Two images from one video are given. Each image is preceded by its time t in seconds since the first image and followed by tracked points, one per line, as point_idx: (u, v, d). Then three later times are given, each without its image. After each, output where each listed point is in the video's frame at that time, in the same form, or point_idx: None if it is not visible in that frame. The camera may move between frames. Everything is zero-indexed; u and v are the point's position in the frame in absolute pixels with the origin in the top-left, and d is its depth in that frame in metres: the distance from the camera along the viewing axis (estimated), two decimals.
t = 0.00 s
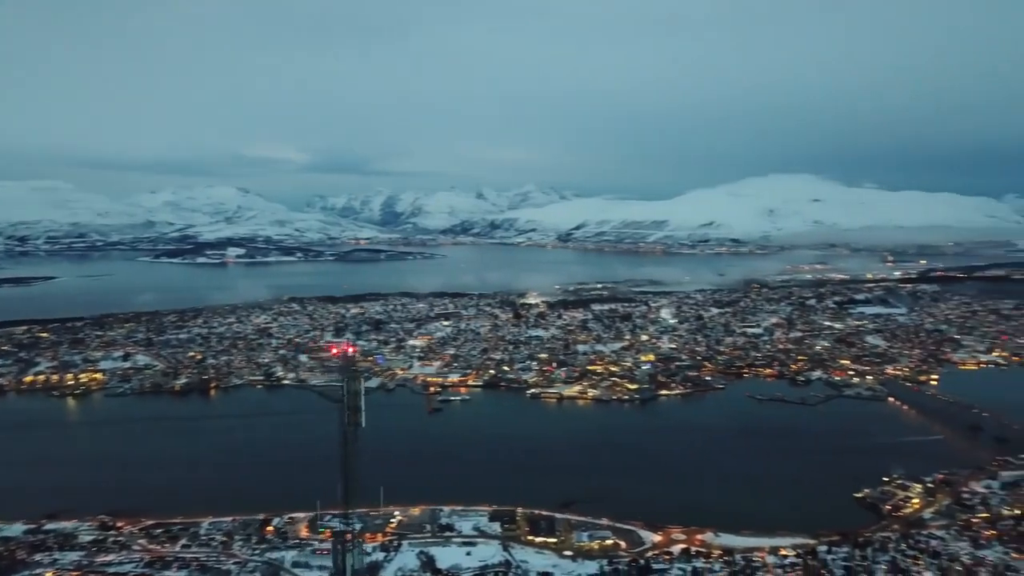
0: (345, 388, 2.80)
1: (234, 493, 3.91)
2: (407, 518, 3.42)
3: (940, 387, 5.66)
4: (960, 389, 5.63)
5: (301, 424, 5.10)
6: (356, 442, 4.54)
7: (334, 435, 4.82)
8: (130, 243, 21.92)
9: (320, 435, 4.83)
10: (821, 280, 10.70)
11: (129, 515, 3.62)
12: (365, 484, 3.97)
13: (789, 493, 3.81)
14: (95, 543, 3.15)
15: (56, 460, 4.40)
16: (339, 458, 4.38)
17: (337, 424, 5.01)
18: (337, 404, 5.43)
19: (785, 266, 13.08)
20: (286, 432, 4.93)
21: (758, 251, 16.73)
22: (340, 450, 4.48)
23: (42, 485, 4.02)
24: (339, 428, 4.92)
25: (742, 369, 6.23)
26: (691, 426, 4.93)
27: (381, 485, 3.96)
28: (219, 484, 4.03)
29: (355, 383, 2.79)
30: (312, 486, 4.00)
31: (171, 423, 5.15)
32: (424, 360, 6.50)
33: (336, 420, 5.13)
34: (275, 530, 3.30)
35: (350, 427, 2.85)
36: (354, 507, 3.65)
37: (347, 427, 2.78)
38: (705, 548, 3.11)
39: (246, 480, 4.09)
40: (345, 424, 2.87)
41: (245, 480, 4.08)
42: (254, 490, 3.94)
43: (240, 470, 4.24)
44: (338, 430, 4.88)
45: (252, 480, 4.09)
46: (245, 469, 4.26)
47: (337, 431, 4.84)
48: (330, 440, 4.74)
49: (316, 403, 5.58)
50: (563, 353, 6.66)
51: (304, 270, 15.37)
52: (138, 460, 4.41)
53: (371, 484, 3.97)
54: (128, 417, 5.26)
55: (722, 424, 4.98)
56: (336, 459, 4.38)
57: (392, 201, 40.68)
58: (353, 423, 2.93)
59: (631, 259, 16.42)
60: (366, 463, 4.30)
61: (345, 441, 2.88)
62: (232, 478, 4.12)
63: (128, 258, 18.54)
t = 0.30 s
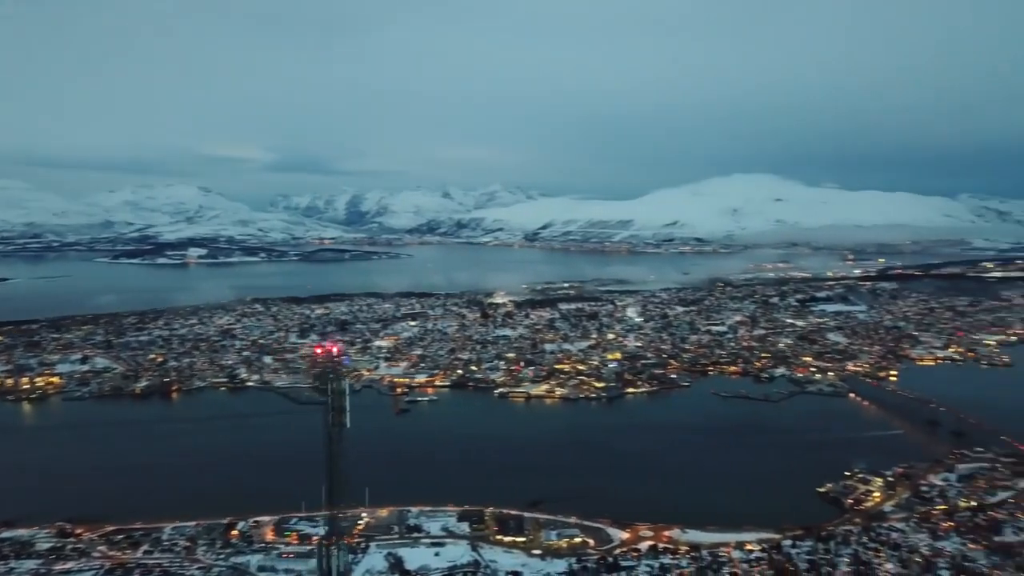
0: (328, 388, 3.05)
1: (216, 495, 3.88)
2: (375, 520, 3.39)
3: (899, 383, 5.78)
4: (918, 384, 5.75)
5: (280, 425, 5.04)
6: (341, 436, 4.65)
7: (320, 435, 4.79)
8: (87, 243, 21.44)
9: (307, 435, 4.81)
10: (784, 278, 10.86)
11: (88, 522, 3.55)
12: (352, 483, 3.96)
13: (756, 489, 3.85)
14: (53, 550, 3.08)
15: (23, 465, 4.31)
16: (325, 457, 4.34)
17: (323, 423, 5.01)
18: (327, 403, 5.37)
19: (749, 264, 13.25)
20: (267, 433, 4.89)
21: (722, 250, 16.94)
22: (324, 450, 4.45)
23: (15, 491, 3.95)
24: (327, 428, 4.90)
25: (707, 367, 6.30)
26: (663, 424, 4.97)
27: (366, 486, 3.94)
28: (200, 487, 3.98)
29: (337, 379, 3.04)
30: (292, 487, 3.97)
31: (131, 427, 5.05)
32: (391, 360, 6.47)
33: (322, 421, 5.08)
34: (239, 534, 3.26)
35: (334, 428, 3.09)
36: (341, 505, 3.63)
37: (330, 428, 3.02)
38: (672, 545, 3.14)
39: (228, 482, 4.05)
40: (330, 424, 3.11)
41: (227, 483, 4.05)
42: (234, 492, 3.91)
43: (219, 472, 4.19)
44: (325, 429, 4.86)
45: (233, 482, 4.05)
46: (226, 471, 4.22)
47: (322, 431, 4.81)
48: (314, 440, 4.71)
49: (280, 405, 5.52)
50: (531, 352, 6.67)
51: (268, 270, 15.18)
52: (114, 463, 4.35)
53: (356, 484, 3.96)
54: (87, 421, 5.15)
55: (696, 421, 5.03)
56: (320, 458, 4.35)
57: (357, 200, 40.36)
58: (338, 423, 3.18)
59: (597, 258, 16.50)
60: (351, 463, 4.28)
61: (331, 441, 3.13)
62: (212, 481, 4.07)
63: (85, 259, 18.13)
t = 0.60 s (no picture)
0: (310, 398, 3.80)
1: (193, 498, 3.84)
2: (337, 522, 3.36)
3: (854, 379, 5.91)
4: (872, 380, 5.89)
5: (258, 428, 4.96)
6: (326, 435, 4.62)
7: (303, 437, 4.75)
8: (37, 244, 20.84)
9: (288, 437, 4.75)
10: (742, 276, 11.01)
11: (41, 530, 3.45)
12: (336, 485, 3.93)
13: (718, 484, 3.91)
14: (3, 561, 2.98)
15: None
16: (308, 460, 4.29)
17: (305, 424, 4.96)
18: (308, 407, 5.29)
19: (708, 263, 13.40)
20: (246, 435, 4.82)
21: (682, 250, 17.11)
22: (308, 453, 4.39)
23: None
24: (310, 429, 4.86)
25: (668, 364, 6.37)
26: (630, 421, 5.01)
27: (349, 488, 3.90)
28: (173, 490, 3.94)
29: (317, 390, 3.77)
30: (271, 489, 3.93)
31: (84, 432, 4.93)
32: (352, 361, 6.41)
33: (304, 423, 5.02)
34: (198, 540, 3.20)
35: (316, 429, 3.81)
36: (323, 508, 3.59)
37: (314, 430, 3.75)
38: (635, 541, 3.16)
39: (204, 484, 4.01)
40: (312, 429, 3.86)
41: (203, 485, 4.00)
42: (207, 494, 3.89)
43: (184, 476, 4.13)
44: (309, 431, 4.81)
45: (210, 484, 4.01)
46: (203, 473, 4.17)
47: (306, 432, 4.77)
48: (296, 442, 4.65)
49: (239, 408, 5.44)
50: (494, 352, 6.67)
51: (225, 271, 14.92)
52: (84, 467, 4.28)
53: (339, 487, 3.92)
54: (37, 427, 5.01)
55: (662, 418, 5.08)
56: (300, 462, 4.29)
57: (316, 200, 39.91)
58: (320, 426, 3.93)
59: (559, 257, 16.56)
60: (334, 464, 4.25)
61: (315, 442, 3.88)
62: (187, 484, 4.02)
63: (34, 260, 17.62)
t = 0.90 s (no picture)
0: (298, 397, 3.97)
1: (169, 499, 3.81)
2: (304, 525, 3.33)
3: (816, 375, 6.01)
4: (833, 376, 6.00)
5: (237, 429, 4.91)
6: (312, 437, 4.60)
7: (288, 437, 4.72)
8: None
9: (270, 439, 4.71)
10: (706, 275, 11.14)
11: None
12: (320, 487, 3.90)
13: (685, 481, 3.95)
14: None
15: None
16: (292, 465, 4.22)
17: (291, 424, 4.92)
18: (295, 407, 5.25)
19: (673, 262, 13.51)
20: (225, 436, 4.78)
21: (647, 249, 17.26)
22: (293, 457, 4.32)
23: None
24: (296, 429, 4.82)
25: (634, 362, 6.42)
26: (599, 419, 5.05)
27: (334, 489, 3.88)
28: (147, 491, 3.91)
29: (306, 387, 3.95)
30: (249, 491, 3.89)
31: (41, 437, 4.81)
32: (317, 362, 6.35)
33: (275, 425, 4.97)
34: (161, 545, 3.14)
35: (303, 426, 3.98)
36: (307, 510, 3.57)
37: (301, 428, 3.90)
38: (603, 539, 3.18)
39: (180, 485, 3.98)
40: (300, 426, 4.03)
41: (178, 486, 3.97)
42: (180, 495, 3.85)
43: (145, 480, 4.05)
44: (293, 431, 4.77)
45: (186, 485, 3.98)
46: (181, 475, 4.13)
47: (291, 432, 4.73)
48: (280, 444, 4.60)
49: (202, 410, 5.36)
50: (461, 351, 6.66)
51: (187, 271, 14.68)
52: (50, 471, 4.21)
53: (325, 488, 3.90)
54: None
55: (631, 416, 5.12)
56: (287, 465, 4.24)
57: (280, 199, 39.47)
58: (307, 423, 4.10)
59: (525, 257, 16.59)
60: (320, 465, 4.23)
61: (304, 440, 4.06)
62: (161, 486, 3.98)
63: None
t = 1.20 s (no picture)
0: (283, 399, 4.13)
1: (143, 501, 3.77)
2: (270, 528, 3.29)
3: (780, 372, 6.09)
4: (796, 373, 6.09)
5: (215, 431, 4.85)
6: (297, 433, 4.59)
7: (273, 436, 4.69)
8: None
9: (249, 440, 4.66)
10: (672, 274, 11.23)
11: None
12: (306, 488, 3.86)
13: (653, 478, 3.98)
14: None
15: None
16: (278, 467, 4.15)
17: (279, 424, 4.89)
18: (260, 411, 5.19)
19: (639, 261, 13.60)
20: (203, 437, 4.73)
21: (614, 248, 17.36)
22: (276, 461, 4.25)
23: None
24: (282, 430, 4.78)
25: (601, 361, 6.44)
26: (567, 417, 5.08)
27: (321, 490, 3.84)
28: (120, 494, 3.86)
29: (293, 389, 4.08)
30: (227, 494, 3.85)
31: None
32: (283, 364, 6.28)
33: (242, 427, 4.91)
34: (122, 551, 3.07)
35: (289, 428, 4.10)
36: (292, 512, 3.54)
37: (286, 428, 4.06)
38: (572, 537, 3.19)
39: (154, 487, 3.94)
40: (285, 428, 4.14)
41: (152, 488, 3.93)
42: (150, 498, 3.81)
43: (107, 485, 3.97)
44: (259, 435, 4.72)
45: (160, 488, 3.94)
46: (157, 477, 4.09)
47: (263, 435, 4.69)
48: (265, 444, 4.56)
49: (164, 413, 5.27)
50: (428, 352, 6.63)
51: (147, 272, 14.42)
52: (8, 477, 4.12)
53: (311, 489, 3.87)
54: None
55: (600, 414, 5.15)
56: (274, 467, 4.19)
57: (243, 199, 38.94)
58: (293, 425, 4.24)
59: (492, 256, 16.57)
60: (307, 465, 4.22)
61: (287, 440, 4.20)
62: (134, 488, 3.93)
63: None
